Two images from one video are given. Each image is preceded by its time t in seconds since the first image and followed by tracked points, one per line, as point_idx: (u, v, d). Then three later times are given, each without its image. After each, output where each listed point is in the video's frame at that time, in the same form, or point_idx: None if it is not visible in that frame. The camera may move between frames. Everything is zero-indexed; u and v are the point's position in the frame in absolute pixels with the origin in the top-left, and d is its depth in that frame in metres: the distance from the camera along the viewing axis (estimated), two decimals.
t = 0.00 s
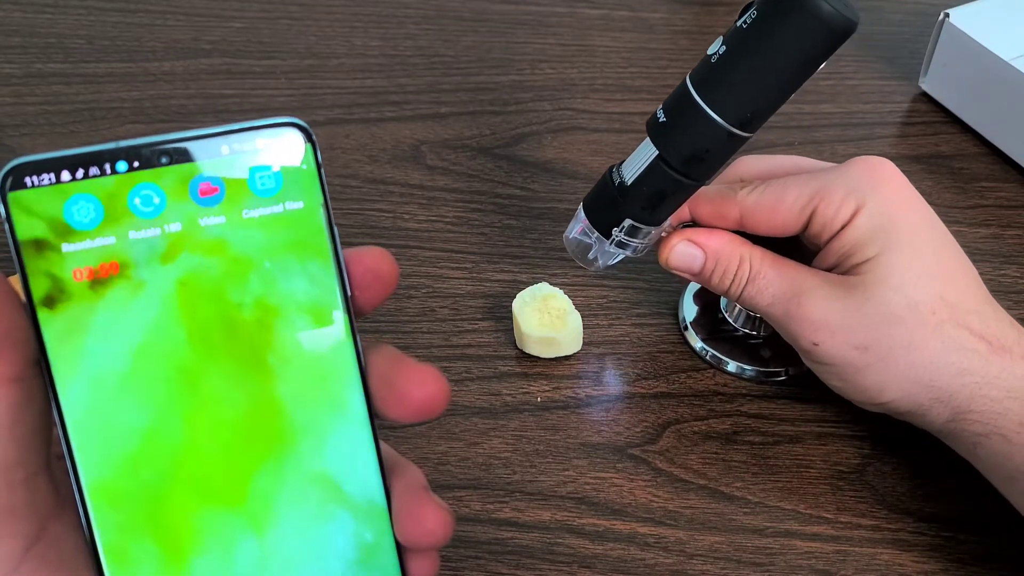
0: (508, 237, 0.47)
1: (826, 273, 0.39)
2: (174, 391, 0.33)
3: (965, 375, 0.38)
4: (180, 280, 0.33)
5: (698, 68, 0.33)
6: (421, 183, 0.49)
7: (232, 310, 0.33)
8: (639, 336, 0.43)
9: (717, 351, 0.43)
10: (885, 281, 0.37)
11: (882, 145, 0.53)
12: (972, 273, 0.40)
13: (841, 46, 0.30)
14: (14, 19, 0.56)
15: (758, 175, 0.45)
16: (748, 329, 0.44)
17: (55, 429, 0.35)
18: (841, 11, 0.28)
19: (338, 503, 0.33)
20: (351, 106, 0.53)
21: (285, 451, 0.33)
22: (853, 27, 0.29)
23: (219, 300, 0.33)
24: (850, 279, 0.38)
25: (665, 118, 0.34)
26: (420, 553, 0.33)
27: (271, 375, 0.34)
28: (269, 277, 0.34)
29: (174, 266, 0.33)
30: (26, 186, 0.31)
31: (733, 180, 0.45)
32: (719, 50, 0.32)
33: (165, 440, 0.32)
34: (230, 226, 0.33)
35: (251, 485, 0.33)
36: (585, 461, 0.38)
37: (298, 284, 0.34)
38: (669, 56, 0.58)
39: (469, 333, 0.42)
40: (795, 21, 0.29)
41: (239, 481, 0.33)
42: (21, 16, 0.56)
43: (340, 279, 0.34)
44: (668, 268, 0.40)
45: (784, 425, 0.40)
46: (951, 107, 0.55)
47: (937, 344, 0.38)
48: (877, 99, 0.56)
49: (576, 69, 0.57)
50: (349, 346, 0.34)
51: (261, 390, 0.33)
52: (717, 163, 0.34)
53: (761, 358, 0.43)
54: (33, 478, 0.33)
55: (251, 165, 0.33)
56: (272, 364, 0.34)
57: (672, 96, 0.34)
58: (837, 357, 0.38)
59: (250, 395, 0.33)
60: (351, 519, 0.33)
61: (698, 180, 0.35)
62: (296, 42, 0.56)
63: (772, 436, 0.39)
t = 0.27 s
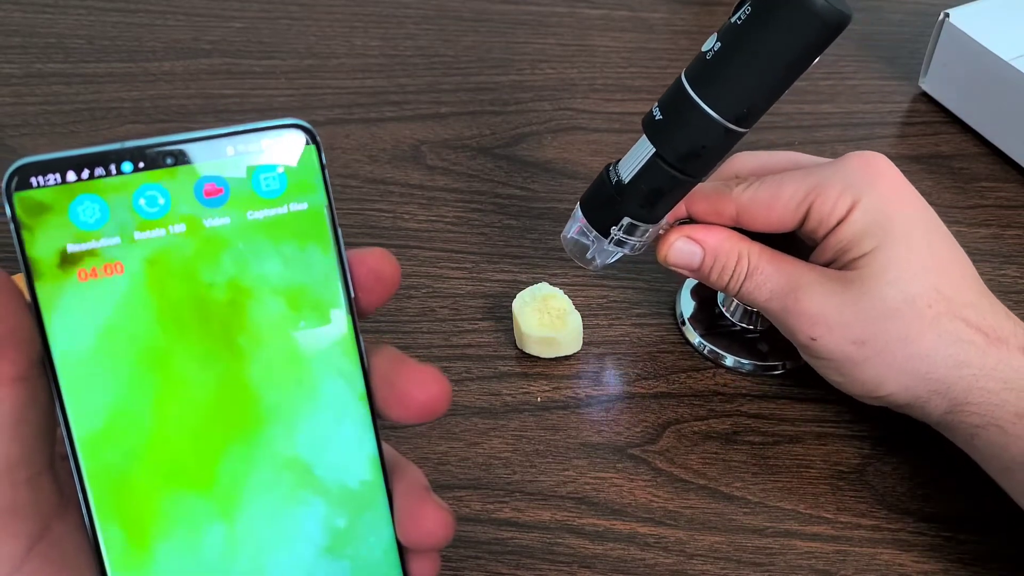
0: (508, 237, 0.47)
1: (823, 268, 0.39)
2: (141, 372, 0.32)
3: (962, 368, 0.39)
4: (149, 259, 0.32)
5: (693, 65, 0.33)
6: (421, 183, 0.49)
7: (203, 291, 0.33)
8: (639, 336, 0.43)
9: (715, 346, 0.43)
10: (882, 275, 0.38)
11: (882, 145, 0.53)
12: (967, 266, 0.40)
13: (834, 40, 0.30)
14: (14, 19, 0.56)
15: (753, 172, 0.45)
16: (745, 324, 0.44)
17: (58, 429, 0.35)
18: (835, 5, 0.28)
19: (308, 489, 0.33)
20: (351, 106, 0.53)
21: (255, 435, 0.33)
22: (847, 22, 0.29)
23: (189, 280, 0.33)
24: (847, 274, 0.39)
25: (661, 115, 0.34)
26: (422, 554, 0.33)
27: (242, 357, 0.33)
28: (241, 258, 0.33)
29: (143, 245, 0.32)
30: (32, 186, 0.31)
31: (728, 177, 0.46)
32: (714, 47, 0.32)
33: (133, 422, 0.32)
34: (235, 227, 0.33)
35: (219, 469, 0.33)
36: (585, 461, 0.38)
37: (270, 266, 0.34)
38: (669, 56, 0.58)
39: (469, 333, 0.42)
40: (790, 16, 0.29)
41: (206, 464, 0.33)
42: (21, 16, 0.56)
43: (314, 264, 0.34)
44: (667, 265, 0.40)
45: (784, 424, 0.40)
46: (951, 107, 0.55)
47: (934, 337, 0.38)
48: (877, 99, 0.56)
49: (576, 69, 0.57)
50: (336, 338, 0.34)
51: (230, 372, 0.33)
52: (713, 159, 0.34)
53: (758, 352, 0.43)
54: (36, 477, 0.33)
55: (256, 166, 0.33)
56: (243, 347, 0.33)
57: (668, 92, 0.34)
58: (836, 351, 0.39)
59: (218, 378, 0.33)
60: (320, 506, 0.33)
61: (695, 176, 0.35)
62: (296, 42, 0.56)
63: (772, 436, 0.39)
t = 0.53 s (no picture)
0: (508, 237, 0.47)
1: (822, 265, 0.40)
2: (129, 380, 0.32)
3: (961, 364, 0.39)
4: (139, 268, 0.32)
5: (691, 63, 0.33)
6: (421, 183, 0.49)
7: (213, 307, 0.33)
8: (639, 336, 0.43)
9: (714, 343, 0.43)
10: (880, 272, 0.38)
11: (882, 145, 0.53)
12: (965, 263, 0.40)
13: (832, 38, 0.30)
14: (14, 19, 0.56)
15: (752, 169, 0.45)
16: (743, 322, 0.44)
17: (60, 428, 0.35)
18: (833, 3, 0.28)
19: (295, 503, 0.33)
20: (351, 106, 0.53)
21: (242, 449, 0.33)
22: (844, 19, 0.29)
23: (180, 291, 0.33)
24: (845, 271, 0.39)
25: (660, 113, 0.34)
26: (423, 555, 0.33)
27: (232, 370, 0.33)
28: (234, 271, 0.33)
29: (135, 254, 0.32)
30: (37, 187, 0.31)
31: (727, 175, 0.46)
32: (712, 46, 0.32)
33: (118, 432, 0.32)
34: (238, 228, 0.33)
35: (205, 481, 0.33)
36: (585, 461, 0.38)
37: (263, 279, 0.34)
38: (669, 56, 0.58)
39: (469, 333, 0.42)
40: (789, 14, 0.29)
41: (192, 476, 0.33)
42: (21, 16, 0.56)
43: (308, 278, 0.34)
44: (666, 264, 0.41)
45: (784, 425, 0.40)
46: (951, 107, 0.55)
47: (933, 334, 0.38)
48: (878, 99, 0.56)
49: (576, 69, 0.57)
50: (332, 339, 0.34)
51: (220, 384, 0.33)
52: (712, 158, 0.34)
53: (757, 349, 0.43)
54: (39, 478, 0.33)
55: (260, 167, 0.33)
56: (232, 359, 0.33)
57: (667, 91, 0.34)
58: (835, 348, 0.39)
59: (207, 389, 0.33)
60: (307, 520, 0.33)
61: (694, 175, 0.35)
62: (296, 42, 0.56)
63: (772, 436, 0.39)
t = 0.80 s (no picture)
0: (508, 237, 0.47)
1: (821, 262, 0.40)
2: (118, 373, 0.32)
3: (960, 359, 0.39)
4: (128, 260, 0.32)
5: (689, 62, 0.33)
6: (421, 183, 0.49)
7: (215, 306, 0.33)
8: (640, 336, 0.43)
9: (712, 341, 0.43)
10: (879, 268, 0.38)
11: (882, 145, 0.53)
12: (963, 257, 0.41)
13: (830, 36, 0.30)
14: (14, 19, 0.56)
15: (750, 167, 0.45)
16: (742, 320, 0.45)
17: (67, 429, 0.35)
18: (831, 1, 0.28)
19: (285, 499, 0.33)
20: (351, 106, 0.53)
21: (231, 444, 0.33)
22: (842, 18, 0.29)
23: (170, 283, 0.32)
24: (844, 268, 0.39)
25: (658, 112, 0.34)
26: (425, 556, 0.33)
27: (222, 364, 0.33)
28: (226, 264, 0.33)
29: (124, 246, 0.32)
30: (43, 188, 0.31)
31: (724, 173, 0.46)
32: (711, 44, 0.32)
33: (106, 424, 0.32)
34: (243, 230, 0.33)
35: (194, 476, 0.32)
36: (585, 461, 0.38)
37: (255, 273, 0.33)
38: (669, 57, 0.58)
39: (469, 333, 0.42)
40: (787, 12, 0.29)
41: (181, 470, 0.32)
42: (21, 16, 0.56)
43: (301, 273, 0.34)
44: (665, 262, 0.40)
45: (784, 425, 0.40)
46: (951, 107, 0.55)
47: (933, 329, 0.39)
48: (878, 99, 0.56)
49: (576, 69, 0.57)
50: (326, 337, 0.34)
51: (210, 378, 0.33)
52: (711, 156, 0.34)
53: (756, 347, 0.43)
54: (44, 478, 0.33)
55: (265, 170, 0.33)
56: (223, 354, 0.33)
57: (665, 89, 0.34)
58: (834, 344, 0.39)
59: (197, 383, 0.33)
60: (297, 517, 0.33)
61: (693, 173, 0.35)
62: (296, 42, 0.56)
63: (772, 436, 0.39)
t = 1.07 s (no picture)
0: (508, 237, 0.47)
1: (821, 256, 0.40)
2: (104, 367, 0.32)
3: (959, 349, 0.39)
4: (115, 252, 0.32)
5: (686, 59, 0.33)
6: (421, 183, 0.49)
7: (216, 307, 0.33)
8: (640, 336, 0.43)
9: (710, 337, 0.43)
10: (877, 261, 0.38)
11: (882, 145, 0.53)
12: (961, 249, 0.41)
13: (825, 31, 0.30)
14: (14, 19, 0.56)
15: (746, 163, 0.45)
16: (739, 315, 0.45)
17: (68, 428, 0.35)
18: None
19: (272, 495, 0.33)
20: (351, 106, 0.53)
21: (218, 439, 0.33)
22: (837, 13, 0.29)
23: (158, 277, 0.32)
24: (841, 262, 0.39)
25: (655, 109, 0.34)
26: (425, 556, 0.33)
27: (210, 359, 0.33)
28: (227, 264, 0.33)
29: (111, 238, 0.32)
30: (45, 188, 0.31)
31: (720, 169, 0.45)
32: (706, 40, 0.32)
33: (90, 418, 0.31)
34: (244, 230, 0.33)
35: (179, 471, 0.32)
36: (585, 461, 0.38)
37: (244, 268, 0.33)
38: (669, 56, 0.58)
39: (469, 333, 0.42)
40: (783, 8, 0.29)
41: (167, 464, 0.32)
42: (21, 16, 0.56)
43: (291, 269, 0.33)
44: (664, 260, 0.41)
45: (784, 425, 0.40)
46: (951, 107, 0.55)
47: (931, 320, 0.39)
48: (878, 99, 0.56)
49: (576, 69, 0.57)
50: (322, 332, 0.34)
51: (197, 373, 0.33)
52: (709, 153, 0.34)
53: (753, 343, 0.43)
54: (46, 478, 0.33)
55: (267, 170, 0.33)
56: (210, 348, 0.33)
57: (662, 87, 0.34)
58: (833, 337, 0.39)
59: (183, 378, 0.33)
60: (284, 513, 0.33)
61: (691, 171, 0.35)
62: (296, 42, 0.56)
63: (772, 436, 0.39)
